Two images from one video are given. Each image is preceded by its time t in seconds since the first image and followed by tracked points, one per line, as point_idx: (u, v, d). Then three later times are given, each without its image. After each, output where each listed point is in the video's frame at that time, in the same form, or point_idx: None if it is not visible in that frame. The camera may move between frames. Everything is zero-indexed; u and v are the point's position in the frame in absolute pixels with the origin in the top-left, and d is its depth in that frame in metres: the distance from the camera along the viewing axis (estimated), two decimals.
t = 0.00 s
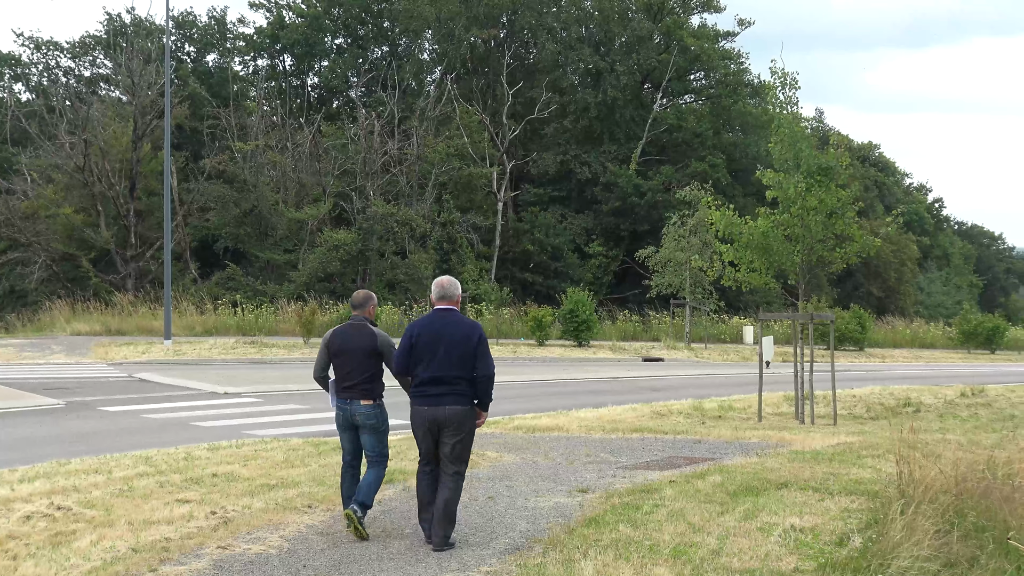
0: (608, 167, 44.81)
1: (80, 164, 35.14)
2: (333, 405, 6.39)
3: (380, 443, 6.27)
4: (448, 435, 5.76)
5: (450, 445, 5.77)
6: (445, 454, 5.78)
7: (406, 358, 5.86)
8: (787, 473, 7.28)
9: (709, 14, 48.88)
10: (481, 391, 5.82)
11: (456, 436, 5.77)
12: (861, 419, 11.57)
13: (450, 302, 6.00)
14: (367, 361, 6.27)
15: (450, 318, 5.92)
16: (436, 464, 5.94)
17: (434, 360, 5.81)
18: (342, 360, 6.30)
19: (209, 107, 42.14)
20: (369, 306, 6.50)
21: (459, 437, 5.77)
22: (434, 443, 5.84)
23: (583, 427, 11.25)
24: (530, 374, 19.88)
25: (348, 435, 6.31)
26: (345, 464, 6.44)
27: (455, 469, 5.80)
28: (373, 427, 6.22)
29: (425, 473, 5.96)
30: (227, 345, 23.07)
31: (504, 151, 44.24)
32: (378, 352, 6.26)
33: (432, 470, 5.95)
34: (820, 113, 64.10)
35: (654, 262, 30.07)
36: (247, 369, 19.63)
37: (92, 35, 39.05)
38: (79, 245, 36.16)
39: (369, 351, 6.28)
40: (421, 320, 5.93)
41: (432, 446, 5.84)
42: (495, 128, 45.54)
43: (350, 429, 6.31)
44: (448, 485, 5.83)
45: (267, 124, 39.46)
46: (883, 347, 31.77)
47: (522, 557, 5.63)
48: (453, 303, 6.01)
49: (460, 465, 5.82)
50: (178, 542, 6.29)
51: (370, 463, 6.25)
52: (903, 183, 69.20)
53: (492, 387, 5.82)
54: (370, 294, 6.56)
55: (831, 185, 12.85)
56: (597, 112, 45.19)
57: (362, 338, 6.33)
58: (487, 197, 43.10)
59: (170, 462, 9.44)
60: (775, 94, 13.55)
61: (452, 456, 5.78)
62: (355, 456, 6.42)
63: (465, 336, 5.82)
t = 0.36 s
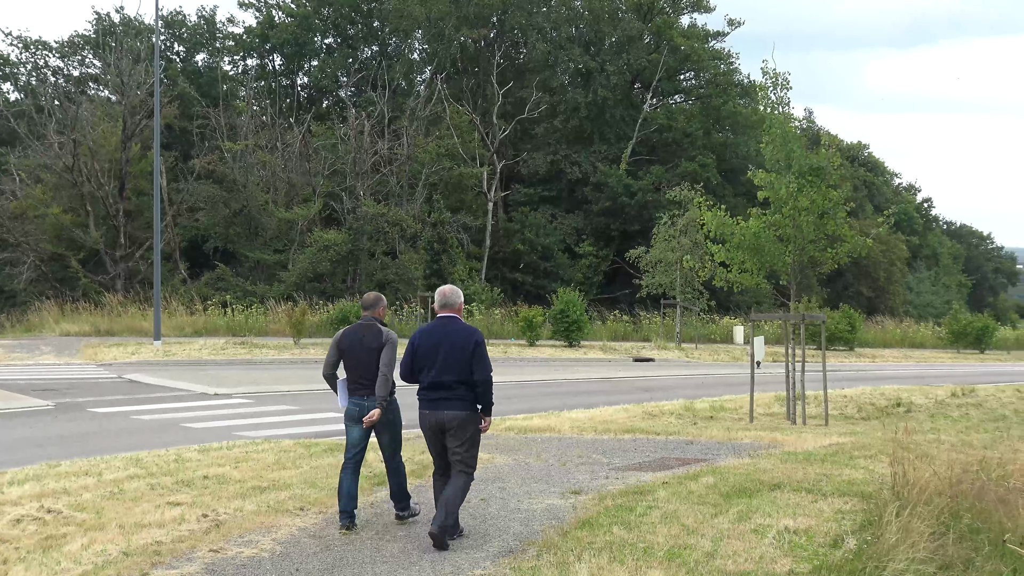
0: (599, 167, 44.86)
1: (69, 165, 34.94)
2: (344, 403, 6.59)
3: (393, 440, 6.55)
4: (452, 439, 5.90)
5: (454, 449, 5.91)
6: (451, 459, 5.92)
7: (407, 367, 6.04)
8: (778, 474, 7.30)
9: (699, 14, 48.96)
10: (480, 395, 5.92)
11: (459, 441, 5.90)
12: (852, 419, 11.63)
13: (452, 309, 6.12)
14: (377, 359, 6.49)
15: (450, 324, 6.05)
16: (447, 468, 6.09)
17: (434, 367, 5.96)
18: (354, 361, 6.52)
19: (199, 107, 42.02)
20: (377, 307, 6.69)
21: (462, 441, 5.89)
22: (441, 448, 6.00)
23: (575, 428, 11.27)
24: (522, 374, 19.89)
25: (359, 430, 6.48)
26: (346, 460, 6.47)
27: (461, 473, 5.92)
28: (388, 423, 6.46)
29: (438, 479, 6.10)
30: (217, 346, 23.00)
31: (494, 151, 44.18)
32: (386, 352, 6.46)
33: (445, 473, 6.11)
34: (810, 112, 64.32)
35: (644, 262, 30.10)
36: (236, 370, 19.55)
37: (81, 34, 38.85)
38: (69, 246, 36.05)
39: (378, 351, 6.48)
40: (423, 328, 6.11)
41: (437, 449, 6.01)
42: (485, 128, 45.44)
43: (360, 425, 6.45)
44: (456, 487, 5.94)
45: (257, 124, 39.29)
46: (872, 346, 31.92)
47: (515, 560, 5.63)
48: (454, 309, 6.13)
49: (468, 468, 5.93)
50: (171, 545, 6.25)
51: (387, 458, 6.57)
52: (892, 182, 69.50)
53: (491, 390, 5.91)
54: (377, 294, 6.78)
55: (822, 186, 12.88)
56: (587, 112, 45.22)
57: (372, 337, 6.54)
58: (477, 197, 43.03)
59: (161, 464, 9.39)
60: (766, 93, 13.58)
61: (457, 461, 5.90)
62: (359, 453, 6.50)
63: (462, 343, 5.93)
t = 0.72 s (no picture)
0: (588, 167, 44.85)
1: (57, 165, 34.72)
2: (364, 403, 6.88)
3: (407, 439, 6.74)
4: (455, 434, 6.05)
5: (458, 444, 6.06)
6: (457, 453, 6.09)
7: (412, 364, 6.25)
8: (769, 474, 7.30)
9: (688, 14, 49.04)
10: (479, 391, 6.04)
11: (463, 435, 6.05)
12: (842, 419, 11.64)
13: (453, 307, 6.26)
14: (396, 360, 6.78)
15: (451, 322, 6.20)
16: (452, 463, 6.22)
17: (434, 363, 6.12)
18: (374, 360, 6.80)
19: (187, 107, 41.88)
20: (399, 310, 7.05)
21: (466, 435, 6.04)
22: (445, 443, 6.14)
23: (565, 428, 11.25)
24: (512, 374, 19.86)
25: (378, 429, 6.77)
26: (367, 454, 6.81)
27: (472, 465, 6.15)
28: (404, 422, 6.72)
29: (438, 474, 6.15)
30: (206, 347, 22.88)
31: (483, 150, 44.12)
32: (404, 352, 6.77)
33: (446, 469, 6.16)
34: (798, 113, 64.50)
35: (634, 262, 30.09)
36: (225, 371, 19.44)
37: (68, 34, 38.64)
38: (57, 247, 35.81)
39: (398, 351, 6.79)
40: (426, 325, 6.27)
41: (440, 444, 6.11)
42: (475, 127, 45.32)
43: (381, 424, 6.77)
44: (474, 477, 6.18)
45: (245, 124, 39.09)
46: (861, 346, 32.00)
47: (505, 561, 5.60)
48: (456, 307, 6.28)
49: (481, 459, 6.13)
50: (159, 547, 6.19)
51: (398, 457, 6.72)
52: (881, 182, 69.75)
53: (490, 386, 6.02)
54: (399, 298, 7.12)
55: (811, 185, 12.91)
56: (576, 112, 45.24)
57: (393, 338, 6.85)
58: (467, 198, 42.98)
59: (150, 466, 9.32)
60: (755, 93, 13.60)
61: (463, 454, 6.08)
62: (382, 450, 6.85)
63: (461, 341, 6.07)
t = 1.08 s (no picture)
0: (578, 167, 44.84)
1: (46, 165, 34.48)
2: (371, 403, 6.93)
3: (410, 438, 6.76)
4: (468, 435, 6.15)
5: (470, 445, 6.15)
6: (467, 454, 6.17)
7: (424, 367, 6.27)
8: (759, 474, 7.28)
9: (679, 13, 49.13)
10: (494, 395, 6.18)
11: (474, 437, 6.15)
12: (832, 418, 11.62)
13: (465, 313, 6.37)
14: (401, 361, 6.82)
15: (466, 327, 6.31)
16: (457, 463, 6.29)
17: (450, 366, 6.20)
18: (379, 362, 6.84)
19: (177, 107, 41.73)
20: (403, 313, 7.08)
21: (478, 436, 6.15)
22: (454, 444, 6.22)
23: (556, 428, 11.22)
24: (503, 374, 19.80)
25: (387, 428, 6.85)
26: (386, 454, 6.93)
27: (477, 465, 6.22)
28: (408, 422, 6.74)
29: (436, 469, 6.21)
30: (197, 347, 22.76)
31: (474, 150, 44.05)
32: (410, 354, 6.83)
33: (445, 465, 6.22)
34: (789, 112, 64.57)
35: (625, 262, 30.06)
36: (215, 371, 19.33)
37: (58, 34, 38.43)
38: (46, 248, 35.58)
39: (403, 353, 6.84)
40: (438, 330, 6.34)
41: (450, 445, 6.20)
42: (465, 127, 45.22)
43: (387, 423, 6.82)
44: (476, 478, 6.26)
45: (236, 124, 38.93)
46: (852, 345, 32.02)
47: (494, 563, 5.56)
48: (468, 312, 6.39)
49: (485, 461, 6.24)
50: (146, 549, 6.12)
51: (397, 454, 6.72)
52: (871, 182, 69.90)
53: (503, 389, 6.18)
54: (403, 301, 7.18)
55: (801, 185, 12.92)
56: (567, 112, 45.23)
57: (394, 340, 6.90)
58: (458, 197, 42.89)
59: (138, 467, 9.24)
60: (745, 92, 13.59)
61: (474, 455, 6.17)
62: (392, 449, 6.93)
63: (477, 345, 6.20)
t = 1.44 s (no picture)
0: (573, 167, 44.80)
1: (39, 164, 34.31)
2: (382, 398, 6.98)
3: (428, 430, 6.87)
4: (474, 427, 6.17)
5: (475, 437, 6.17)
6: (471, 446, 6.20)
7: (434, 360, 6.27)
8: (752, 474, 7.26)
9: (673, 13, 49.13)
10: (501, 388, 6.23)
11: (480, 429, 6.18)
12: (825, 419, 11.61)
13: (473, 308, 6.40)
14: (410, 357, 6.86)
15: (475, 321, 6.33)
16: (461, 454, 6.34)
17: (459, 359, 6.21)
18: (390, 358, 6.88)
19: (170, 106, 41.58)
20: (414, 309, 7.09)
21: (483, 428, 6.18)
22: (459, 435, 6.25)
23: (550, 428, 11.18)
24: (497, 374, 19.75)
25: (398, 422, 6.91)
26: (389, 451, 6.88)
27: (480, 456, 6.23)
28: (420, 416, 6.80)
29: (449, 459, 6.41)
30: (190, 347, 22.68)
31: (468, 150, 43.98)
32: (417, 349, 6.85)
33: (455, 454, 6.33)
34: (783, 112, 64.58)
35: (619, 261, 30.00)
36: (208, 371, 19.24)
37: (51, 34, 38.30)
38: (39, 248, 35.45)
39: (409, 349, 6.87)
40: (446, 324, 6.33)
41: (455, 436, 6.24)
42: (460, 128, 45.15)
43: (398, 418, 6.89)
44: (476, 471, 6.29)
45: (229, 124, 38.79)
46: (846, 345, 31.99)
47: (486, 562, 5.53)
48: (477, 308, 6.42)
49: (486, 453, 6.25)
50: (137, 549, 6.08)
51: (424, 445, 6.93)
52: (865, 183, 69.95)
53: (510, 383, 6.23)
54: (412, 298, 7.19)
55: (796, 185, 12.91)
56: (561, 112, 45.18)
57: (404, 336, 6.95)
58: (452, 197, 42.81)
59: (130, 467, 9.19)
60: (739, 92, 13.58)
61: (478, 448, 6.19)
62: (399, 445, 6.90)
63: (486, 338, 6.23)
